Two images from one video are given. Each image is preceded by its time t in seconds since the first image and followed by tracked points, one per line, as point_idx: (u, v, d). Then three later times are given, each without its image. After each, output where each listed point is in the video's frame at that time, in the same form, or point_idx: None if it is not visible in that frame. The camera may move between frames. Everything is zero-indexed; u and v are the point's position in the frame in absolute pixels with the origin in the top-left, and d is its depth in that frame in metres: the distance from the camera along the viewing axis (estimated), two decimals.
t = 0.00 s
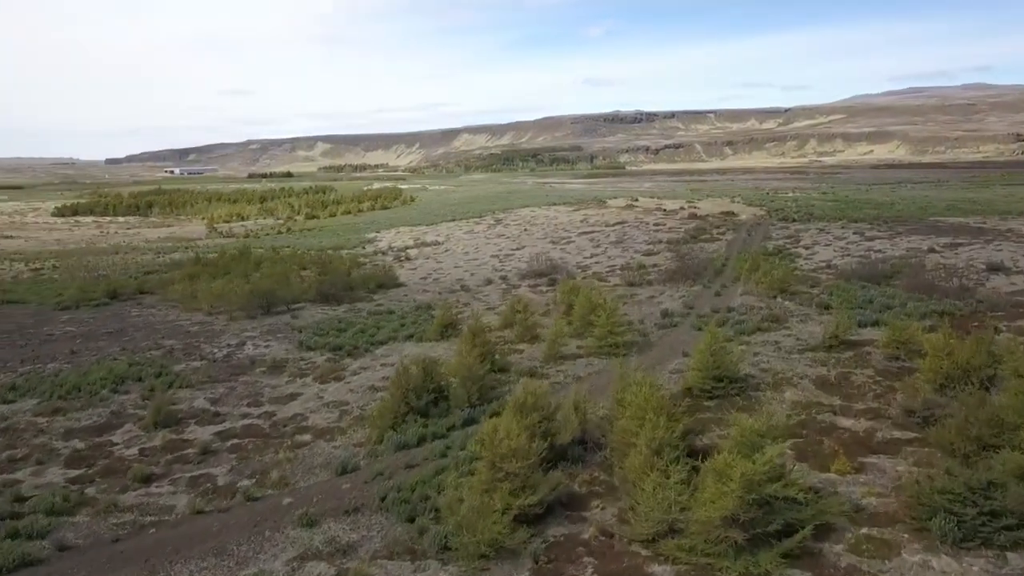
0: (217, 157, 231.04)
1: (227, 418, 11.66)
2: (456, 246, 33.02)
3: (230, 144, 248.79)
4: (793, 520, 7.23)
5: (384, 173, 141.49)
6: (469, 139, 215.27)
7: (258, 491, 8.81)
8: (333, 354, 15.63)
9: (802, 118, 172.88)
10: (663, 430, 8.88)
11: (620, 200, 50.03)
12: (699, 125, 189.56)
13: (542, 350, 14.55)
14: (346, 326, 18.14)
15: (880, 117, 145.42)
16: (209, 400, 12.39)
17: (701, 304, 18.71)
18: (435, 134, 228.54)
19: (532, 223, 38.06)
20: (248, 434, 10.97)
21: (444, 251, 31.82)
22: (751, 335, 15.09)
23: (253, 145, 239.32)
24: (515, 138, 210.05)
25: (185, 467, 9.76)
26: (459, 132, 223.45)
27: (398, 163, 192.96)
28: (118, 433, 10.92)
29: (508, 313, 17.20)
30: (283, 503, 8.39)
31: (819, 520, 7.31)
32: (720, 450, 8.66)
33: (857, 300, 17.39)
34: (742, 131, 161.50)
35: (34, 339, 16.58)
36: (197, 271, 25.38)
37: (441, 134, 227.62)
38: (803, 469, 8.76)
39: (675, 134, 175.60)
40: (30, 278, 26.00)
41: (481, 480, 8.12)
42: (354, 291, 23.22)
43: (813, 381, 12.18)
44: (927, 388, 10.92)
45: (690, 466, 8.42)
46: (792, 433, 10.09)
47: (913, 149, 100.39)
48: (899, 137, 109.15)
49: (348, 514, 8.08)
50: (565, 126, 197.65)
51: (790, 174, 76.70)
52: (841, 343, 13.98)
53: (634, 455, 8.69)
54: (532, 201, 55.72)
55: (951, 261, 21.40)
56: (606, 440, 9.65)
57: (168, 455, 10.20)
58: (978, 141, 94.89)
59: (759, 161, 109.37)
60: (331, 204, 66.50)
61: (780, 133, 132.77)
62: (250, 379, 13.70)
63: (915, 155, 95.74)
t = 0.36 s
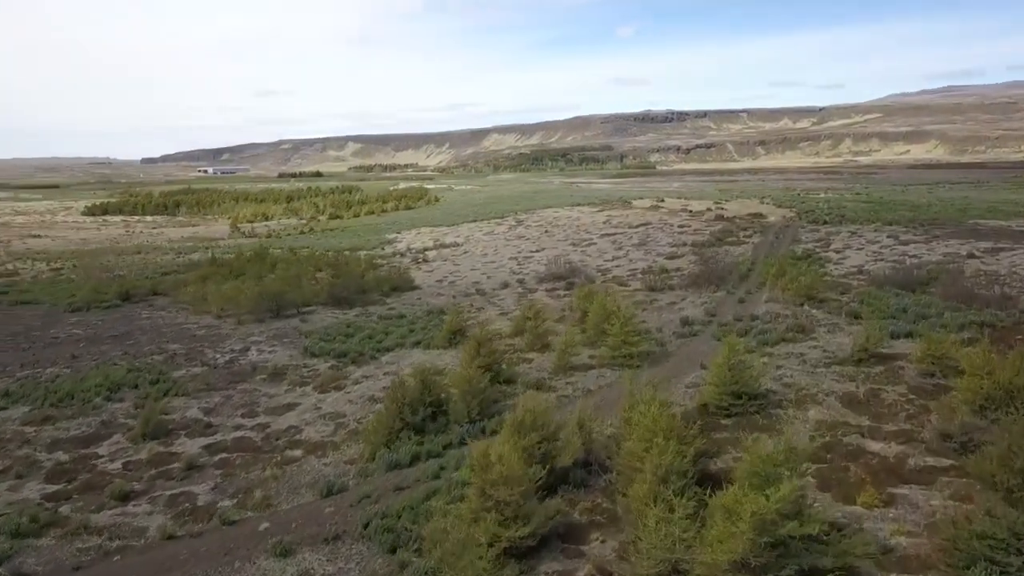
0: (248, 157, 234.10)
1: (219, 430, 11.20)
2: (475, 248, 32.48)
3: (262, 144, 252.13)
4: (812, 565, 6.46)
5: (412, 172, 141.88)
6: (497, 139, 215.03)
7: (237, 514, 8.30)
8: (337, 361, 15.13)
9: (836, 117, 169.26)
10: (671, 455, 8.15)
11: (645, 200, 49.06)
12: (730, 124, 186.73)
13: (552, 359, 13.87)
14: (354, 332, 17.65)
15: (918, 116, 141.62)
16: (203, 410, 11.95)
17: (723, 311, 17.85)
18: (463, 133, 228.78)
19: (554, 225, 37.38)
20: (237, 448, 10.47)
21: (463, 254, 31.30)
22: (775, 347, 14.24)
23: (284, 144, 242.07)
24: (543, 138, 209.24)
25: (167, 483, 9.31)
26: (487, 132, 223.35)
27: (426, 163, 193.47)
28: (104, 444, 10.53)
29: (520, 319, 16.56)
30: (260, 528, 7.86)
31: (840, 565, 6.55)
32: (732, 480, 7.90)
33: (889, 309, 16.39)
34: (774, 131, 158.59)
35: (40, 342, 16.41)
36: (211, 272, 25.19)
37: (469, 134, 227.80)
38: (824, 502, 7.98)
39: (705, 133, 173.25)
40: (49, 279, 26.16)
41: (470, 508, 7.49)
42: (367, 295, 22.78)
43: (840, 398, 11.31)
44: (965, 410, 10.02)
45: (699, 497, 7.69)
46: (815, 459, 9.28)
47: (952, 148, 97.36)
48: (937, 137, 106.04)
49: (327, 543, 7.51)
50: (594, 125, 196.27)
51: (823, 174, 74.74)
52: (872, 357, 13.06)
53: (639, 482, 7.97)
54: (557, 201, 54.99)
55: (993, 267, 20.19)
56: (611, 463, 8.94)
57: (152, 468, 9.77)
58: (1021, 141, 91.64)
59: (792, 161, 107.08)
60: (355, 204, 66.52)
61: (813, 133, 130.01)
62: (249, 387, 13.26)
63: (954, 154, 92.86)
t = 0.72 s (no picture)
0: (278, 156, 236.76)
1: (206, 442, 10.75)
2: (493, 249, 31.89)
3: (293, 144, 254.83)
4: None
5: (440, 172, 142.03)
6: (525, 139, 214.28)
7: (206, 539, 7.79)
8: (338, 368, 14.64)
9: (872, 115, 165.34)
10: (674, 485, 7.45)
11: (671, 200, 47.95)
12: (761, 122, 183.58)
13: (559, 369, 13.18)
14: (359, 337, 17.16)
15: (957, 114, 137.56)
16: (192, 420, 11.52)
17: (744, 318, 16.98)
18: (491, 133, 228.50)
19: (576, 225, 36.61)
20: (221, 462, 10.00)
21: (480, 255, 30.72)
22: (797, 359, 13.36)
23: (314, 144, 244.34)
24: (571, 137, 207.95)
25: (142, 500, 8.86)
26: (514, 131, 222.71)
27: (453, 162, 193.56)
28: (86, 456, 10.15)
29: (529, 325, 15.90)
30: (228, 558, 7.35)
31: None
32: (741, 515, 7.17)
33: (922, 319, 15.37)
34: (807, 130, 155.38)
35: (42, 345, 16.22)
36: (224, 274, 24.99)
37: (497, 133, 227.50)
38: (843, 541, 7.21)
39: (735, 132, 170.49)
40: (66, 279, 26.24)
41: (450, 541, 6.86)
42: (379, 297, 22.32)
43: (866, 418, 10.45)
44: (1005, 436, 9.11)
45: (703, 534, 6.98)
46: (835, 488, 8.48)
47: (993, 147, 94.16)
48: (977, 135, 102.77)
49: None
50: (623, 124, 194.50)
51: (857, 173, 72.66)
52: (902, 372, 12.13)
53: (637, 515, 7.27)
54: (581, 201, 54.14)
55: None
56: (611, 490, 8.25)
57: (130, 484, 9.34)
58: None
59: (825, 161, 104.55)
60: (379, 204, 66.40)
61: (847, 131, 126.99)
62: (243, 395, 12.81)
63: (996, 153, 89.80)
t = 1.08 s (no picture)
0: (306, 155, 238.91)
1: (186, 455, 10.28)
2: (510, 251, 31.30)
3: (321, 143, 257.02)
4: None
5: (466, 171, 141.80)
6: (552, 138, 213.27)
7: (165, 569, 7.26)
8: (335, 376, 14.12)
9: (907, 113, 161.36)
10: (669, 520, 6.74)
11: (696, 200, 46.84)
12: (793, 121, 180.39)
13: (562, 380, 12.49)
14: (362, 341, 16.67)
15: (997, 112, 133.47)
16: (176, 431, 11.07)
17: (763, 326, 16.12)
18: (517, 131, 227.92)
19: (595, 226, 35.87)
20: (198, 478, 9.52)
21: (496, 257, 30.11)
22: (817, 372, 12.51)
23: (342, 143, 246.11)
24: (598, 136, 206.44)
25: (108, 520, 8.39)
26: (541, 130, 221.82)
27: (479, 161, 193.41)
28: (60, 469, 9.74)
29: (536, 332, 15.23)
30: None
31: None
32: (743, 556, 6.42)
33: (955, 330, 14.37)
34: (840, 128, 152.04)
35: (41, 348, 16.00)
36: (235, 275, 24.75)
37: (523, 132, 226.89)
38: None
39: (765, 131, 167.69)
40: (80, 279, 26.24)
41: None
42: (388, 300, 21.87)
43: (890, 440, 9.57)
44: None
45: None
46: (853, 522, 7.69)
47: None
48: (1018, 133, 99.39)
49: None
50: (650, 123, 192.49)
51: (891, 173, 70.53)
52: (931, 389, 11.21)
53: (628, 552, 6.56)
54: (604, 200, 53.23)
55: None
56: (604, 521, 7.56)
57: (100, 500, 8.89)
58: None
59: (858, 160, 102.02)
60: (401, 203, 66.20)
61: (881, 130, 123.91)
62: (233, 404, 12.35)
63: None
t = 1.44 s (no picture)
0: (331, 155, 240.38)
1: (157, 471, 9.76)
2: (523, 252, 30.62)
3: (346, 142, 258.51)
4: None
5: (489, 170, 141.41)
6: (575, 138, 212.08)
7: None
8: (325, 385, 13.56)
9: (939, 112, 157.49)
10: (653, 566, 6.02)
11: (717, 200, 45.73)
12: (822, 120, 177.19)
13: (559, 393, 11.78)
14: (359, 347, 16.11)
15: None
16: (150, 444, 10.58)
17: (779, 335, 15.25)
18: (540, 131, 227.02)
19: (612, 227, 35.04)
20: (165, 497, 9.00)
21: (508, 259, 29.45)
22: (833, 386, 11.66)
23: (366, 143, 247.30)
24: (622, 136, 204.76)
25: (61, 544, 7.90)
26: (565, 130, 220.61)
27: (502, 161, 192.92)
28: (24, 485, 9.31)
29: (537, 341, 14.53)
30: None
31: None
32: None
33: (985, 342, 13.39)
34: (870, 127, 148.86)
35: (33, 351, 15.72)
36: (240, 277, 24.40)
37: (546, 131, 225.90)
38: None
39: (793, 130, 164.83)
40: (88, 280, 26.12)
41: None
42: (392, 304, 21.34)
43: (910, 467, 8.73)
44: None
45: None
46: (865, 564, 6.89)
47: None
48: None
49: None
50: (675, 123, 190.41)
51: (923, 172, 68.51)
52: (957, 408, 10.31)
53: None
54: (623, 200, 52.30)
55: None
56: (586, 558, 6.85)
57: (57, 521, 8.41)
58: None
59: (888, 159, 99.58)
60: (420, 203, 65.84)
61: (913, 129, 120.93)
62: (215, 415, 11.85)
63: None
